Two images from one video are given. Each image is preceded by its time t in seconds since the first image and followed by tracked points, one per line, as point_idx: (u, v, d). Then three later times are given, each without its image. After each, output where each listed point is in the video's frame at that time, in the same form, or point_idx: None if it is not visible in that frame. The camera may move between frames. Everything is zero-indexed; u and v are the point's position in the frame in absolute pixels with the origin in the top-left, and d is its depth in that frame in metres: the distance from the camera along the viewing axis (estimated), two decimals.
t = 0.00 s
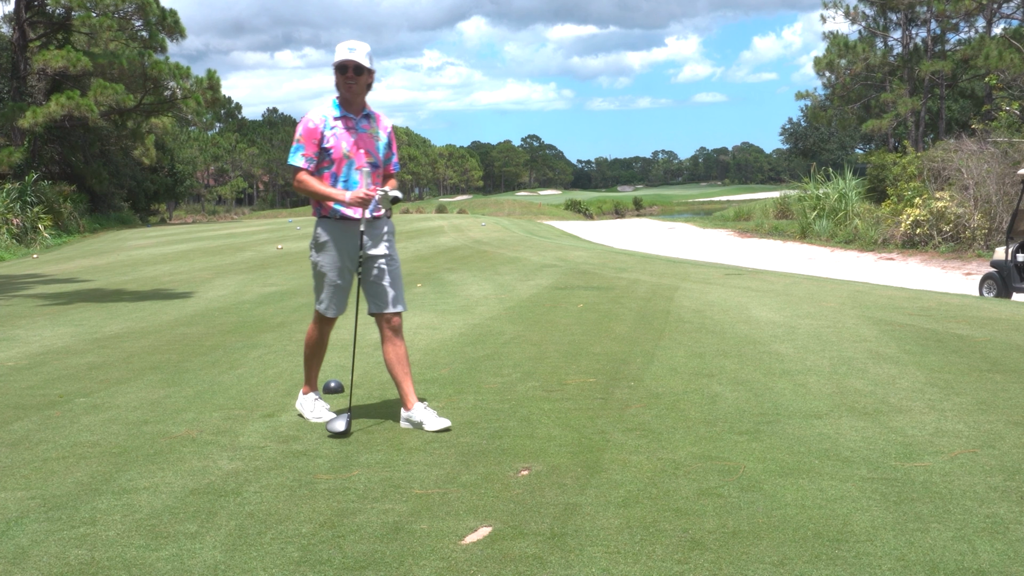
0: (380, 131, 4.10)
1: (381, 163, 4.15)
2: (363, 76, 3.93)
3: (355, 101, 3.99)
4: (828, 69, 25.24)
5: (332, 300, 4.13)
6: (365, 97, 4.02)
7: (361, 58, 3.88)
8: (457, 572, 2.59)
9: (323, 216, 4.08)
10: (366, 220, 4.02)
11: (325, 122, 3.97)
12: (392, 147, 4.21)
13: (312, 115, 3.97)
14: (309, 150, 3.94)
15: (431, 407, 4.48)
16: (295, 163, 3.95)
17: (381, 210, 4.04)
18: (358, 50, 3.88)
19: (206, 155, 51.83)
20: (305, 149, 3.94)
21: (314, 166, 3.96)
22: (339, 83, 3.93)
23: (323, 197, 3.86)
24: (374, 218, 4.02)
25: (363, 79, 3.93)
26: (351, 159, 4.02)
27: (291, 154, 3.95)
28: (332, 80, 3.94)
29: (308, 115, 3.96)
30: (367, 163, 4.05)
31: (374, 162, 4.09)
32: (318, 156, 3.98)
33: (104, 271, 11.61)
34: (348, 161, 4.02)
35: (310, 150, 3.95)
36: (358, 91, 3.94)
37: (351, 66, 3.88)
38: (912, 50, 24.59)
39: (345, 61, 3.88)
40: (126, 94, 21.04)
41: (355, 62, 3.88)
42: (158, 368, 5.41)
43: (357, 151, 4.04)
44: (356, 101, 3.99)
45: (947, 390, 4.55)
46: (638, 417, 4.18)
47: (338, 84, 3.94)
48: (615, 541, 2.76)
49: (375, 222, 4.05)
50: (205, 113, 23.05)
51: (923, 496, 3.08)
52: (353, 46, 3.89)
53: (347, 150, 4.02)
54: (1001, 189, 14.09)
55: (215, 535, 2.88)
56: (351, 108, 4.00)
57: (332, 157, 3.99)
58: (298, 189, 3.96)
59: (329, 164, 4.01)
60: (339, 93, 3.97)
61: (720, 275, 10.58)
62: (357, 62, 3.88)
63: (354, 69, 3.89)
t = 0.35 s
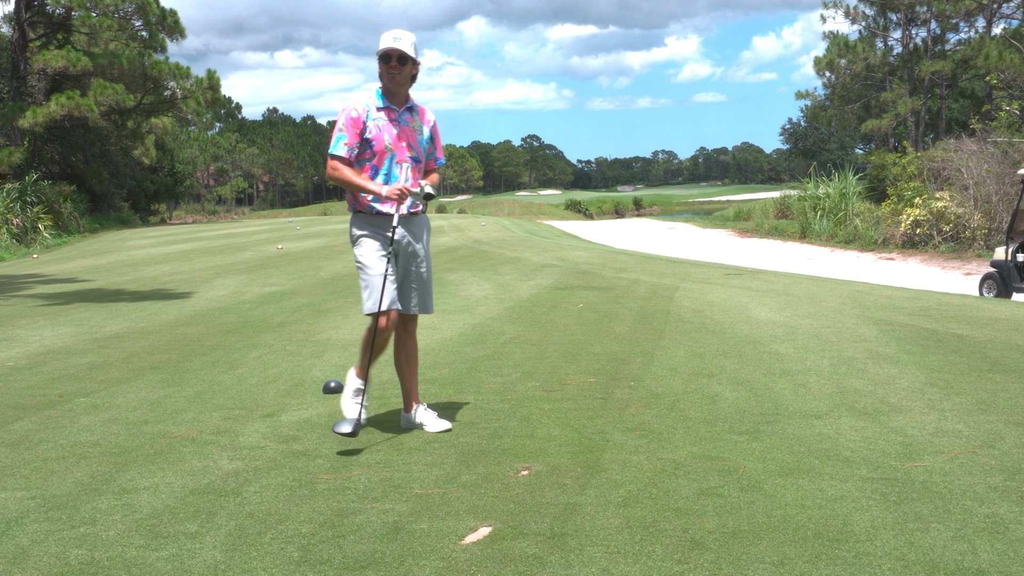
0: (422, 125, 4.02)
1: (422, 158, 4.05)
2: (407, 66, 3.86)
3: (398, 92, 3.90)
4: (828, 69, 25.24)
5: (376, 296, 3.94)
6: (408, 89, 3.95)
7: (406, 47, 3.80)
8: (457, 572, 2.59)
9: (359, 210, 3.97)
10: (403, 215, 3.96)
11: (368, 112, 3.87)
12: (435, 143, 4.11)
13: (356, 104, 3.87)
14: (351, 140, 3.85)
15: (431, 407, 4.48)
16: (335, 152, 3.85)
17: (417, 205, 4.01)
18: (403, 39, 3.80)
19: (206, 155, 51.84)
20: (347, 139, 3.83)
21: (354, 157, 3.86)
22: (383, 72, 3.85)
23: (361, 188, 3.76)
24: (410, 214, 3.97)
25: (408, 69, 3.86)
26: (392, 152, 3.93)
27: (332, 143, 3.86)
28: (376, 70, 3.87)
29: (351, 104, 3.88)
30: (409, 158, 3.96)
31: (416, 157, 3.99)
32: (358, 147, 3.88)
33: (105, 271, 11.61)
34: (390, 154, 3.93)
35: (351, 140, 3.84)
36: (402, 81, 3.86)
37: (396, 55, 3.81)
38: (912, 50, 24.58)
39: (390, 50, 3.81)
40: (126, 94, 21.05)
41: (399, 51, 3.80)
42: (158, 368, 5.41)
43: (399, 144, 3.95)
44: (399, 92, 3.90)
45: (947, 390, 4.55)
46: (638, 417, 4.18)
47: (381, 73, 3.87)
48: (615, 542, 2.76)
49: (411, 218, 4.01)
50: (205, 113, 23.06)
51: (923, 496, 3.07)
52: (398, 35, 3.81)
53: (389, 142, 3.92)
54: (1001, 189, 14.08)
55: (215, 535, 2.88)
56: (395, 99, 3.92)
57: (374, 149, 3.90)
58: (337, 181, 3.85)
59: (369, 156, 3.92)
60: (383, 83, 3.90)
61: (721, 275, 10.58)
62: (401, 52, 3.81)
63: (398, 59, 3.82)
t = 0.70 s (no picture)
0: (447, 126, 3.84)
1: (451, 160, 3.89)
2: (422, 66, 3.71)
3: (417, 94, 3.75)
4: (828, 69, 25.25)
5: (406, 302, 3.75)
6: (428, 90, 3.79)
7: (419, 47, 3.66)
8: (458, 572, 2.58)
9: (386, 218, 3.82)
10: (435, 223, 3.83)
11: (384, 118, 3.73)
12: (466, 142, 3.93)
13: (372, 110, 3.74)
14: (367, 150, 3.72)
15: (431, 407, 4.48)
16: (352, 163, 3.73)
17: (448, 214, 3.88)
18: (416, 37, 3.66)
19: (206, 155, 51.84)
20: (363, 149, 3.71)
21: (373, 168, 3.75)
22: (399, 75, 3.71)
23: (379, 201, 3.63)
24: (442, 222, 3.85)
25: (424, 69, 3.71)
26: (414, 159, 3.79)
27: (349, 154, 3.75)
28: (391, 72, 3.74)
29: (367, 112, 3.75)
30: (432, 163, 3.80)
31: (439, 161, 3.83)
32: (377, 156, 3.76)
33: (105, 271, 11.61)
34: (411, 161, 3.78)
35: (368, 150, 3.72)
36: (418, 82, 3.71)
37: (409, 55, 3.67)
38: (912, 50, 24.57)
39: (402, 51, 3.67)
40: (126, 94, 21.05)
41: (413, 50, 3.67)
42: (158, 368, 5.41)
43: (421, 149, 3.80)
44: (418, 93, 3.75)
45: (947, 390, 4.55)
46: (639, 417, 4.18)
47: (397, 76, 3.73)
48: (615, 541, 2.76)
49: (442, 227, 3.88)
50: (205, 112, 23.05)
51: (924, 496, 3.07)
52: (410, 34, 3.68)
53: (410, 148, 3.78)
54: (1001, 189, 14.07)
55: (215, 535, 2.88)
56: (413, 101, 3.77)
57: (394, 157, 3.77)
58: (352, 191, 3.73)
59: (390, 165, 3.79)
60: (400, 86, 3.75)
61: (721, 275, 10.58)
62: (413, 51, 3.67)
63: (410, 58, 3.68)
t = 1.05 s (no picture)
0: (460, 109, 3.62)
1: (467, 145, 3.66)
2: (429, 47, 3.50)
3: (427, 78, 3.54)
4: (828, 69, 25.25)
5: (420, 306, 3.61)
6: (437, 72, 3.58)
7: (424, 26, 3.46)
8: (457, 572, 2.59)
9: (404, 213, 3.61)
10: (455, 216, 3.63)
11: (395, 106, 3.50)
12: (480, 125, 3.72)
13: (381, 99, 3.51)
14: (381, 140, 3.48)
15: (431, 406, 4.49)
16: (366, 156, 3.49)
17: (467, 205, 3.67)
18: (419, 19, 3.46)
19: (206, 155, 51.85)
20: (377, 141, 3.47)
21: (389, 158, 3.50)
22: (406, 60, 3.50)
23: (402, 192, 3.40)
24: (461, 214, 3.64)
25: (431, 50, 3.51)
26: (430, 145, 3.56)
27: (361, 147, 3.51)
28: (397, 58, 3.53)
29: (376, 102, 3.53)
30: (449, 148, 3.57)
31: (456, 146, 3.60)
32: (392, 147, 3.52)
33: (105, 271, 11.61)
34: (427, 148, 3.56)
35: (383, 141, 3.48)
36: (427, 64, 3.50)
37: (413, 37, 3.46)
38: (911, 50, 24.57)
39: (406, 33, 3.46)
40: (126, 95, 21.05)
41: (417, 32, 3.46)
42: (159, 368, 5.41)
43: (436, 134, 3.57)
44: (428, 77, 3.54)
45: (946, 390, 4.56)
46: (638, 416, 4.18)
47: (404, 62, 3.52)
48: (615, 541, 2.77)
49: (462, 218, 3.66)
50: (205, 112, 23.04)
51: (923, 496, 3.08)
52: (413, 15, 3.47)
53: (424, 135, 3.55)
54: (1000, 188, 14.09)
55: (215, 535, 2.88)
56: (423, 86, 3.55)
57: (408, 145, 3.54)
58: (371, 187, 3.49)
59: (405, 155, 3.55)
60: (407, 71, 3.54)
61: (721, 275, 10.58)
62: (418, 32, 3.46)
63: (416, 40, 3.48)
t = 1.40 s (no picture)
0: (500, 114, 3.36)
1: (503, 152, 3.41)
2: (475, 47, 3.22)
3: (467, 78, 3.27)
4: (827, 69, 25.26)
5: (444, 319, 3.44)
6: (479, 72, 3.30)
7: (471, 25, 3.17)
8: (457, 571, 2.60)
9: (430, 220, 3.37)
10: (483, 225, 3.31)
11: (431, 106, 3.26)
12: (519, 131, 3.46)
13: (416, 97, 3.26)
14: (413, 142, 3.25)
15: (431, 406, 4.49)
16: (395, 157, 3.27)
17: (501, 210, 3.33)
18: (468, 16, 3.17)
19: (207, 155, 51.87)
20: (408, 142, 3.24)
21: (420, 161, 3.27)
22: (447, 58, 3.23)
23: (431, 200, 3.19)
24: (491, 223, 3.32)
25: (476, 50, 3.22)
26: (464, 150, 3.31)
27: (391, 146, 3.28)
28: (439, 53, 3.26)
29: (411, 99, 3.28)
30: (485, 155, 3.33)
31: (493, 153, 3.35)
32: (423, 149, 3.28)
33: (106, 271, 11.62)
34: (461, 152, 3.31)
35: (414, 142, 3.25)
36: (470, 65, 3.23)
37: (460, 34, 3.18)
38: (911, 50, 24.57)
39: (453, 30, 3.18)
40: (126, 95, 21.06)
41: (465, 30, 3.18)
42: (159, 368, 5.42)
43: (472, 139, 3.31)
44: (467, 78, 3.27)
45: (946, 390, 4.56)
46: (638, 416, 4.19)
47: (444, 59, 3.25)
48: (615, 541, 2.77)
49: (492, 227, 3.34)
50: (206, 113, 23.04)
51: (922, 496, 3.08)
52: (462, 10, 3.19)
53: (459, 138, 3.30)
54: (999, 188, 14.11)
55: (215, 534, 2.89)
56: (462, 86, 3.28)
57: (441, 149, 3.29)
58: (399, 189, 3.28)
59: (438, 158, 3.31)
60: (448, 69, 3.27)
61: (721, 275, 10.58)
62: (466, 30, 3.18)
63: (462, 38, 3.19)
